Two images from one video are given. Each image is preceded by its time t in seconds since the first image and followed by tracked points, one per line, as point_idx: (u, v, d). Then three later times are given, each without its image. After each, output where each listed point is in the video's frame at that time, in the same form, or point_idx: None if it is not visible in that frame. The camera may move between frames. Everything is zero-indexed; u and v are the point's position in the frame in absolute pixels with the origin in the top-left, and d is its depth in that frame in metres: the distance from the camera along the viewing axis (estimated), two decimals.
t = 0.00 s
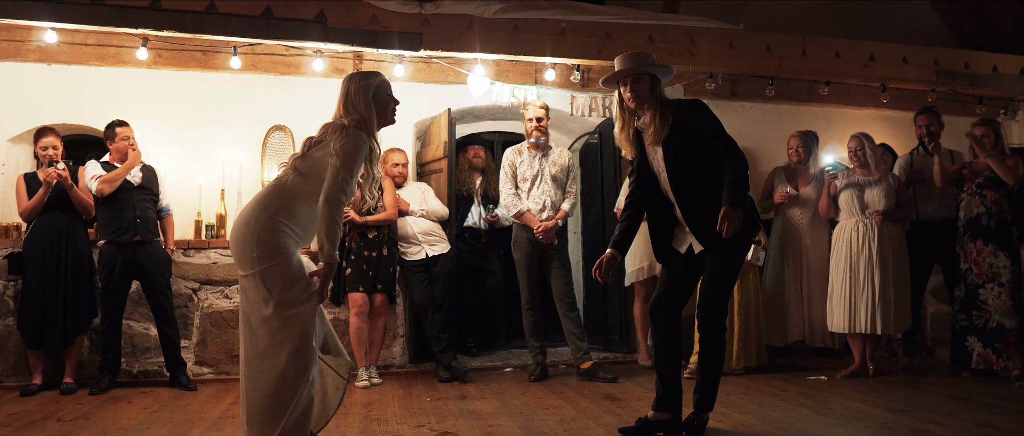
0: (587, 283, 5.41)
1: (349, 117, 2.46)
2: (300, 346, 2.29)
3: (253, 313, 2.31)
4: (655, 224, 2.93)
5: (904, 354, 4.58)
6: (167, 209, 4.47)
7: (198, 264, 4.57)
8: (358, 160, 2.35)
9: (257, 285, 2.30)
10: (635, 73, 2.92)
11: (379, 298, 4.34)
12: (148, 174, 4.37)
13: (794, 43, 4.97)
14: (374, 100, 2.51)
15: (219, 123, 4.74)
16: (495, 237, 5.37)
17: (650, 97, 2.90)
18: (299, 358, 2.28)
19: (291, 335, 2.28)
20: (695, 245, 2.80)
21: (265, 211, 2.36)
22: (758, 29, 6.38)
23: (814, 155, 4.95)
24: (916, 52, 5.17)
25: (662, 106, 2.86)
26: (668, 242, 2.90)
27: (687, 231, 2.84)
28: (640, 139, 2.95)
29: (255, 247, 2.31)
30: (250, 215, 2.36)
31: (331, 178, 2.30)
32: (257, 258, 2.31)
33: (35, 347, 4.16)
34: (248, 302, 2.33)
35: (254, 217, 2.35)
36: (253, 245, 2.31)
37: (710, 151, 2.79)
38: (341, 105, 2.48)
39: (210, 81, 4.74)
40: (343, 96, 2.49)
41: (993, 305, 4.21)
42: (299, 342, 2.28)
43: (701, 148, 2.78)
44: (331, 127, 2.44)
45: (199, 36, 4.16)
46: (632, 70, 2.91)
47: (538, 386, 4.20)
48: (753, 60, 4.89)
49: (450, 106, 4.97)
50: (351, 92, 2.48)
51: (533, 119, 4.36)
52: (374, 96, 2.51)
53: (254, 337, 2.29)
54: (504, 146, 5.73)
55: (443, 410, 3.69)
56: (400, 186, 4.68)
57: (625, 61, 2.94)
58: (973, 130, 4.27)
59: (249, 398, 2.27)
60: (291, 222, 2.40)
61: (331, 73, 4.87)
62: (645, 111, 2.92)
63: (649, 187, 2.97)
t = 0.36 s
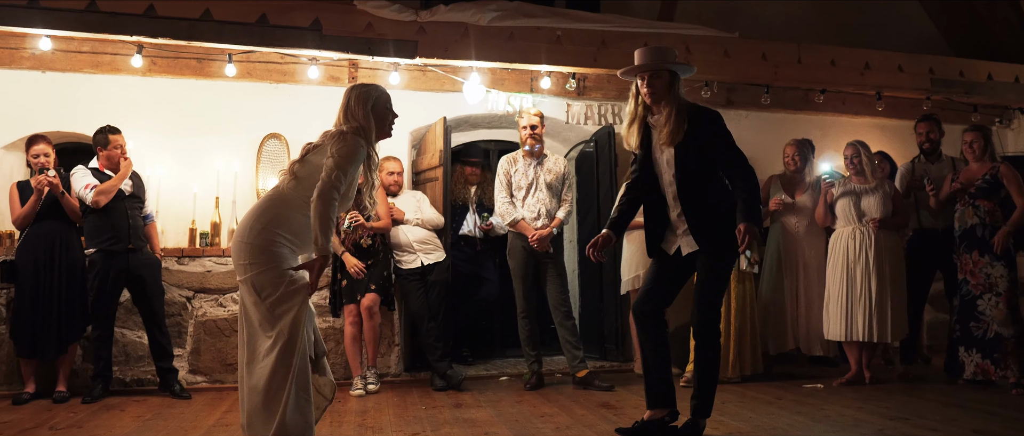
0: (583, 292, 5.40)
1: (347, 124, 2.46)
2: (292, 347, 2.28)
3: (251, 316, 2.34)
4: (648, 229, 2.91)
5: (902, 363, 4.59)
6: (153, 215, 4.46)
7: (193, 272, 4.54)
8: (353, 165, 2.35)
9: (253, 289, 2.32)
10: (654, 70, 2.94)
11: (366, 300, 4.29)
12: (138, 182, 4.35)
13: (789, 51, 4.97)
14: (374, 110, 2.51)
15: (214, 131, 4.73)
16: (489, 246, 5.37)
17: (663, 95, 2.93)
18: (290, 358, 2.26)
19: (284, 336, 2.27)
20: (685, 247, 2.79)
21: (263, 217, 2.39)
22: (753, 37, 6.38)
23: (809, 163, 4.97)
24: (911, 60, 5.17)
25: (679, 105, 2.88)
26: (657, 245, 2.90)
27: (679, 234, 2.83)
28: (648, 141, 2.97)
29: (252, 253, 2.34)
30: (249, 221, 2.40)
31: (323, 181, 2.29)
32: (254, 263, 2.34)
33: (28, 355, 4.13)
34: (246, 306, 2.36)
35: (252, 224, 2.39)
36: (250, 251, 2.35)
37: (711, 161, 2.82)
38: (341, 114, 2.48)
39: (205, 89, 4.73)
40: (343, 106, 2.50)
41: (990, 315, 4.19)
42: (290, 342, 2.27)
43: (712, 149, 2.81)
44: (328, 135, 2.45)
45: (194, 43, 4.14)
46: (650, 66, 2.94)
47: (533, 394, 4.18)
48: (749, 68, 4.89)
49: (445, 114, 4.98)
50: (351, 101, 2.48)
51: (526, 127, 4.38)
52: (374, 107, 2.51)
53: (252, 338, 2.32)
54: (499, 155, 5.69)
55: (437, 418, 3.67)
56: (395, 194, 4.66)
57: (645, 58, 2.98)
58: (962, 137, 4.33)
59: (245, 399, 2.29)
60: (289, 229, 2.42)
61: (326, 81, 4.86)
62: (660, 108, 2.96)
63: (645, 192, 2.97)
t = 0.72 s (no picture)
0: (579, 289, 5.40)
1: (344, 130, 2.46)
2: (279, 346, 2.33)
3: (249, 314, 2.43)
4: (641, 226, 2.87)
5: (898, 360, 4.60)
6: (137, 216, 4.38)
7: (188, 270, 4.51)
8: (336, 167, 2.35)
9: (247, 287, 2.41)
10: (680, 67, 2.90)
11: (358, 280, 4.27)
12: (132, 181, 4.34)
13: (786, 48, 4.96)
14: (375, 121, 2.49)
15: (209, 128, 4.72)
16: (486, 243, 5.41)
17: (683, 92, 2.91)
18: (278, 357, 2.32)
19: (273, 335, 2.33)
20: (674, 247, 2.77)
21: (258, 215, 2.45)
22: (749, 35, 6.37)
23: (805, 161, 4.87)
24: (908, 58, 5.16)
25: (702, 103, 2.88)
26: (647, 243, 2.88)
27: (669, 234, 2.79)
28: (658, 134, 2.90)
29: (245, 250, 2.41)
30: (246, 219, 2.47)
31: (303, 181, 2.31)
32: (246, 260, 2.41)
33: (22, 354, 4.14)
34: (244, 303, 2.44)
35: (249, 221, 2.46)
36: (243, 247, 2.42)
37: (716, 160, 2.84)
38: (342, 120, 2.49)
39: (200, 87, 4.72)
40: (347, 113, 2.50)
41: (987, 314, 4.20)
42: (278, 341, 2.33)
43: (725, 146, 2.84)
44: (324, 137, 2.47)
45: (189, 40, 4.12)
46: (676, 63, 2.89)
47: (530, 392, 4.18)
48: (745, 65, 4.88)
49: (441, 112, 4.97)
50: (353, 108, 2.49)
51: (522, 124, 4.38)
52: (375, 117, 2.49)
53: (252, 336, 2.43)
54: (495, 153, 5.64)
55: (433, 416, 3.66)
56: (391, 192, 4.65)
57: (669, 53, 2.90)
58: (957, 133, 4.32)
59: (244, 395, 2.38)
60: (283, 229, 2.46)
61: (321, 79, 4.83)
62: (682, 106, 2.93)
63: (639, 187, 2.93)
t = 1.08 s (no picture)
0: (579, 283, 5.38)
1: (343, 120, 2.43)
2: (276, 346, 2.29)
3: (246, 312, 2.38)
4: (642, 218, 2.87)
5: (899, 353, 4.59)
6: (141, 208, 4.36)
7: (187, 263, 4.51)
8: (344, 166, 2.35)
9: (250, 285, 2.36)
10: (666, 55, 2.93)
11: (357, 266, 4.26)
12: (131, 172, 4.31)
13: (786, 40, 4.94)
14: (374, 106, 2.46)
15: (208, 121, 4.70)
16: (485, 235, 5.35)
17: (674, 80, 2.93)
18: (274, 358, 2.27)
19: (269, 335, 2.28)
20: (675, 234, 2.80)
21: (259, 211, 2.40)
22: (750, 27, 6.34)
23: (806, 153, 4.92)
24: (909, 49, 5.13)
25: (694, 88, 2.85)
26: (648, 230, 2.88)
27: (671, 220, 2.81)
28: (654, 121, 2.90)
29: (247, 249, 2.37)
30: (246, 215, 2.42)
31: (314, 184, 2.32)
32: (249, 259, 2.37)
33: (22, 347, 4.12)
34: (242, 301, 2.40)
35: (250, 218, 2.41)
36: (246, 247, 2.38)
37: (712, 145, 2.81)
38: (339, 109, 2.46)
39: (197, 79, 4.69)
40: (345, 100, 2.47)
41: (989, 307, 4.20)
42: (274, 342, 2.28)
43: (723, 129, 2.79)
44: (324, 129, 2.42)
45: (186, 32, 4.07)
46: (662, 51, 2.92)
47: (529, 385, 4.17)
48: (745, 57, 4.86)
49: (439, 104, 4.94)
50: (350, 96, 2.46)
51: (520, 116, 4.35)
52: (374, 102, 2.46)
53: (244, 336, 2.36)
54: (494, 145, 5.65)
55: (433, 409, 3.66)
56: (390, 185, 4.64)
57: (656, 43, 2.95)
58: (958, 125, 4.29)
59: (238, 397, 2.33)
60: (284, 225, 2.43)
61: (320, 71, 4.83)
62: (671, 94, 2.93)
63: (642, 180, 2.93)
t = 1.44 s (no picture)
0: (582, 279, 5.36)
1: (350, 120, 2.40)
2: (286, 351, 2.30)
3: (245, 317, 2.32)
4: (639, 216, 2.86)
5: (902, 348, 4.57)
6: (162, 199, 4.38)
7: (188, 259, 4.50)
8: (354, 172, 2.32)
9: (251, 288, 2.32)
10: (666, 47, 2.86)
11: (358, 261, 4.23)
12: (139, 166, 4.27)
13: (789, 34, 4.91)
14: (381, 108, 2.44)
15: (208, 117, 4.69)
16: (488, 232, 5.32)
17: (669, 72, 2.88)
18: (285, 364, 2.30)
19: (279, 342, 2.27)
20: (669, 225, 2.74)
21: (261, 212, 2.36)
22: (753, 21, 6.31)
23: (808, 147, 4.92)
24: (912, 43, 5.10)
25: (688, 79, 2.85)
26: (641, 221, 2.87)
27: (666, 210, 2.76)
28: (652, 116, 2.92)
29: (251, 251, 2.32)
30: (247, 216, 2.36)
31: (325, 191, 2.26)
32: (253, 263, 2.32)
33: (23, 344, 4.11)
34: (241, 305, 2.34)
35: (251, 220, 2.35)
36: (249, 249, 2.33)
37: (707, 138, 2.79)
38: (345, 111, 2.42)
39: (198, 75, 4.68)
40: (351, 99, 2.44)
41: (993, 301, 4.18)
42: (286, 347, 2.29)
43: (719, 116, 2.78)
44: (331, 130, 2.39)
45: (186, 28, 4.06)
46: (659, 42, 2.86)
47: (531, 381, 4.16)
48: (748, 52, 4.83)
49: (441, 99, 4.93)
50: (356, 97, 2.42)
51: (521, 111, 4.32)
52: (381, 104, 2.44)
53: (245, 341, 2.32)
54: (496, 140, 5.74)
55: (434, 405, 3.65)
56: (391, 180, 4.63)
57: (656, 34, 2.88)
58: (962, 119, 4.29)
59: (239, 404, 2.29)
60: (287, 226, 2.39)
61: (321, 66, 4.81)
62: (669, 84, 2.90)
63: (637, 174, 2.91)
